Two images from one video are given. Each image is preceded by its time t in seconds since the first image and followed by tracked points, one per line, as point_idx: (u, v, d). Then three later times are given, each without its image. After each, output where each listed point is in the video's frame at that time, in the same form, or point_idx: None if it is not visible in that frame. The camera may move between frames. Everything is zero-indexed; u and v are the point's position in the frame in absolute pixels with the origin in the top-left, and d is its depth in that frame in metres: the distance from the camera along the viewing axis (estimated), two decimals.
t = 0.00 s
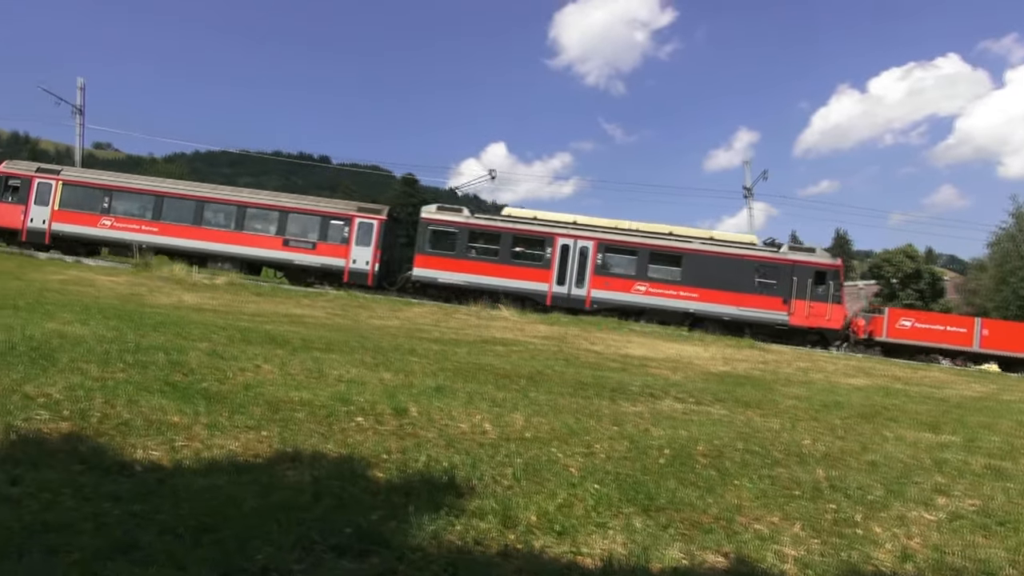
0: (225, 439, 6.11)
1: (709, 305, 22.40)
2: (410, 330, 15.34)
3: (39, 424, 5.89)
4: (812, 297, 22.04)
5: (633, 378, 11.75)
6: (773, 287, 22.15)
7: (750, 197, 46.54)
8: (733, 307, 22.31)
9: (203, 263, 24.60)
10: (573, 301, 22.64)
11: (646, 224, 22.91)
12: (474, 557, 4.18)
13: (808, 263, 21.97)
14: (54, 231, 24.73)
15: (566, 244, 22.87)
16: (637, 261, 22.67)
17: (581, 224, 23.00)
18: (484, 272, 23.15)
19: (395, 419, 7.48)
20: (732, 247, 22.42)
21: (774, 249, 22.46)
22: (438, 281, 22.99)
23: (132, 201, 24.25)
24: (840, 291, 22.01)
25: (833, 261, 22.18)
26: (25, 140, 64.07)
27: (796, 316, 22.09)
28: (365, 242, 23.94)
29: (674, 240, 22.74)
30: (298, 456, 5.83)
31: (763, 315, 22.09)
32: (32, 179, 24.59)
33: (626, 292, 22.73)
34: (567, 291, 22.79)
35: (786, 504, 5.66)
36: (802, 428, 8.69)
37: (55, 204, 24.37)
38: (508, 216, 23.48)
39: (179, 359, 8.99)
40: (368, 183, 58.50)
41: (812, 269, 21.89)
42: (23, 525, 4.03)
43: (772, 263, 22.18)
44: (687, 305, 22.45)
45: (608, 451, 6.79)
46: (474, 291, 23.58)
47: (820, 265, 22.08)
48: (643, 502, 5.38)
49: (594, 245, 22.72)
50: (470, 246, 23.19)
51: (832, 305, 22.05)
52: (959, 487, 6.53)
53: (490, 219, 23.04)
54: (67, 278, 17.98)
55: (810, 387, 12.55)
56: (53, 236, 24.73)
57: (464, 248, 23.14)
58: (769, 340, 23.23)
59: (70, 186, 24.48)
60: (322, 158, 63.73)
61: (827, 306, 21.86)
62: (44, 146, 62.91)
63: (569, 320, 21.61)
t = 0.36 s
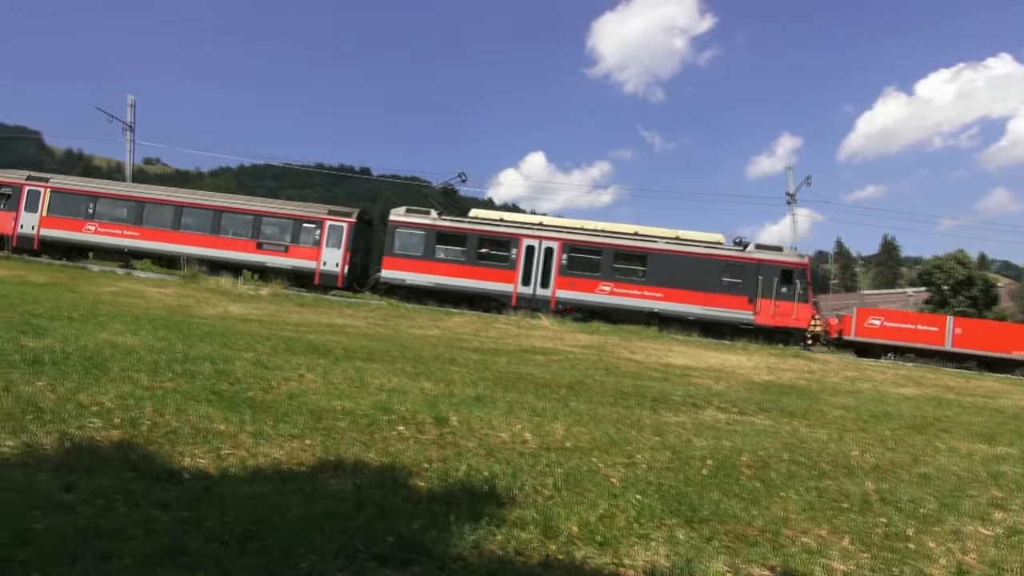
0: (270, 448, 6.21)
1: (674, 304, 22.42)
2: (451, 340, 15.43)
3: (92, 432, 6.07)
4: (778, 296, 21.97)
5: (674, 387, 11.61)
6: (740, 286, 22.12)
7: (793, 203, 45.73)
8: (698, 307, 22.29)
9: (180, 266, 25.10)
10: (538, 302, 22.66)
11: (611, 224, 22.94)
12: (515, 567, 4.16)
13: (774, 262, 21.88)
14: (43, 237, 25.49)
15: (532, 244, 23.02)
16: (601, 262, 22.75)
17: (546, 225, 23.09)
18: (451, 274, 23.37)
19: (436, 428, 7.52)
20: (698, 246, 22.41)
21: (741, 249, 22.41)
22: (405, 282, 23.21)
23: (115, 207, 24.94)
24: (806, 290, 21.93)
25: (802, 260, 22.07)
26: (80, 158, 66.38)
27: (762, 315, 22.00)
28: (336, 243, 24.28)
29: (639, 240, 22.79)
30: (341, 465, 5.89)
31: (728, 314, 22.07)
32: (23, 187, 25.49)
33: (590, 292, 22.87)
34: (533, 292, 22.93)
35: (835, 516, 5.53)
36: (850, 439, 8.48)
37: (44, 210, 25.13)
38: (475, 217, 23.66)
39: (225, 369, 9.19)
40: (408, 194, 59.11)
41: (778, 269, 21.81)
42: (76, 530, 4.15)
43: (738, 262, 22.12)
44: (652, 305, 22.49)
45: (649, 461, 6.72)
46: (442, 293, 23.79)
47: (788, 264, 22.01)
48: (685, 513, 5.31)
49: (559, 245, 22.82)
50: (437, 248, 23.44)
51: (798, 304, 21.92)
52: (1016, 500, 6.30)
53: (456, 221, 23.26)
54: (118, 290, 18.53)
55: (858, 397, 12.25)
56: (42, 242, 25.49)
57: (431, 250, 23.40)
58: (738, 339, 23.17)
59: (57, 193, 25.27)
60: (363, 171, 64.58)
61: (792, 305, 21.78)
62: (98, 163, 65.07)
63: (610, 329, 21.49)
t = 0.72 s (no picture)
0: (340, 452, 6.34)
1: (664, 301, 22.93)
2: (516, 346, 15.47)
3: (173, 435, 6.33)
4: (768, 292, 22.41)
5: (745, 394, 11.32)
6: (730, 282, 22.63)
7: (868, 203, 44.13)
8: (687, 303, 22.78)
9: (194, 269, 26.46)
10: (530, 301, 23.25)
11: (601, 221, 23.55)
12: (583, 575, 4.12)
13: (765, 258, 22.28)
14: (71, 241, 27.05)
15: (523, 243, 23.76)
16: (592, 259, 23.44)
17: (538, 224, 23.71)
18: (446, 272, 24.26)
19: (502, 434, 7.54)
20: (687, 243, 22.91)
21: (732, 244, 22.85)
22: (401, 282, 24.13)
23: (136, 212, 26.43)
24: (797, 284, 22.34)
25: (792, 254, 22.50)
26: (161, 174, 69.46)
27: (755, 311, 22.47)
28: (336, 244, 25.23)
29: (629, 238, 23.42)
30: (410, 470, 5.97)
31: (717, 310, 22.61)
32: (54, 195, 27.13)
33: (581, 289, 23.52)
34: (524, 289, 23.67)
35: (919, 530, 5.29)
36: (934, 448, 8.10)
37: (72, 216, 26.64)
38: (469, 217, 24.45)
39: (299, 375, 9.44)
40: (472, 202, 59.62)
41: (769, 264, 22.19)
42: (160, 530, 4.31)
43: (728, 258, 22.59)
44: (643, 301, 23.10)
45: (720, 470, 6.58)
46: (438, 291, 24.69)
47: (778, 259, 22.45)
48: (759, 524, 5.17)
49: (550, 244, 23.50)
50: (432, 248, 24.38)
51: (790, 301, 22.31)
52: None
53: (449, 221, 24.12)
54: (197, 299, 19.31)
55: (941, 405, 11.70)
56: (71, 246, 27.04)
57: (426, 249, 24.34)
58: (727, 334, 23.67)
59: (83, 201, 26.91)
60: (428, 180, 65.47)
61: (783, 299, 22.21)
62: (177, 179, 67.93)
63: (676, 335, 21.17)
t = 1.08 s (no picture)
0: (420, 456, 6.45)
1: (667, 298, 23.12)
2: (592, 351, 15.39)
3: (261, 437, 6.57)
4: (770, 287, 22.36)
5: (832, 401, 10.91)
6: (733, 277, 22.68)
7: (964, 200, 41.86)
8: (689, 299, 22.92)
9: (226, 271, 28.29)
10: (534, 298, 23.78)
11: (605, 220, 23.93)
12: None
13: (766, 253, 22.26)
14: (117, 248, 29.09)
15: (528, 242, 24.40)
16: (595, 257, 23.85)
17: (544, 223, 24.27)
18: (454, 271, 25.15)
19: (579, 440, 7.51)
20: (690, 240, 23.05)
21: (734, 241, 22.90)
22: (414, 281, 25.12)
23: (174, 221, 28.36)
24: (800, 280, 22.21)
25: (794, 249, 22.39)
26: (249, 187, 72.36)
27: (756, 307, 22.47)
28: (353, 247, 26.69)
29: (633, 235, 23.73)
30: (488, 475, 6.01)
31: (719, 306, 22.73)
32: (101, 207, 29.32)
33: (585, 287, 23.96)
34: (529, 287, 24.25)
35: None
36: None
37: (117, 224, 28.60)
38: (478, 218, 25.27)
39: (378, 380, 9.65)
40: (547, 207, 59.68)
41: (770, 259, 22.14)
42: (249, 529, 4.49)
43: (730, 255, 22.67)
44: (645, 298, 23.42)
45: (806, 480, 6.35)
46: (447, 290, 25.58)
47: (781, 254, 22.38)
48: (848, 536, 4.96)
49: (554, 242, 24.03)
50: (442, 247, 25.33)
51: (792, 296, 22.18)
52: None
53: (457, 222, 25.01)
54: (283, 306, 20.03)
55: None
56: (116, 252, 29.05)
57: (435, 250, 25.27)
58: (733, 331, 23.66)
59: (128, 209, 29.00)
60: (502, 186, 65.90)
61: (784, 294, 22.12)
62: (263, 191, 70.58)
63: (758, 340, 20.60)
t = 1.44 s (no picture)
0: (479, 460, 6.48)
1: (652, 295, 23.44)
2: (652, 356, 15.20)
3: (325, 440, 6.71)
4: (752, 283, 22.49)
5: (904, 407, 10.50)
6: (715, 274, 22.91)
7: None
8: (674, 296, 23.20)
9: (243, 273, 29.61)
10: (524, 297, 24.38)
11: (593, 219, 24.32)
12: None
13: (748, 249, 22.42)
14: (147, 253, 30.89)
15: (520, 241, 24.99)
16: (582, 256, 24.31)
17: (534, 223, 24.83)
18: (449, 271, 25.96)
19: (640, 446, 7.42)
20: (673, 237, 23.34)
21: (717, 237, 23.08)
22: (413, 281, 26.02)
23: (196, 225, 29.94)
24: (782, 275, 22.31)
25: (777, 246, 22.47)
26: (312, 196, 74.12)
27: (738, 302, 22.66)
28: (357, 248, 27.59)
29: (619, 233, 24.09)
30: (548, 479, 6.00)
31: (703, 302, 22.98)
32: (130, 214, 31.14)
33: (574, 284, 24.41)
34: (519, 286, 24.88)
35: None
36: None
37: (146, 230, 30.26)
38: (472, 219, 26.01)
39: (439, 384, 9.73)
40: (605, 211, 59.36)
41: (752, 255, 22.27)
42: (315, 530, 4.58)
43: (713, 251, 22.87)
44: (631, 294, 23.79)
45: (878, 488, 6.12)
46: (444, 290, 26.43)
47: (763, 250, 22.48)
48: (924, 548, 4.76)
49: (542, 242, 24.58)
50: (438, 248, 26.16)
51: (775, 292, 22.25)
52: None
53: (452, 223, 25.81)
54: (345, 312, 20.44)
55: None
56: (145, 256, 30.83)
57: (432, 250, 26.11)
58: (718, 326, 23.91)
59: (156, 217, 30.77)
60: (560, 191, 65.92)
61: (766, 289, 22.26)
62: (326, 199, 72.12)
63: (825, 344, 20.02)
